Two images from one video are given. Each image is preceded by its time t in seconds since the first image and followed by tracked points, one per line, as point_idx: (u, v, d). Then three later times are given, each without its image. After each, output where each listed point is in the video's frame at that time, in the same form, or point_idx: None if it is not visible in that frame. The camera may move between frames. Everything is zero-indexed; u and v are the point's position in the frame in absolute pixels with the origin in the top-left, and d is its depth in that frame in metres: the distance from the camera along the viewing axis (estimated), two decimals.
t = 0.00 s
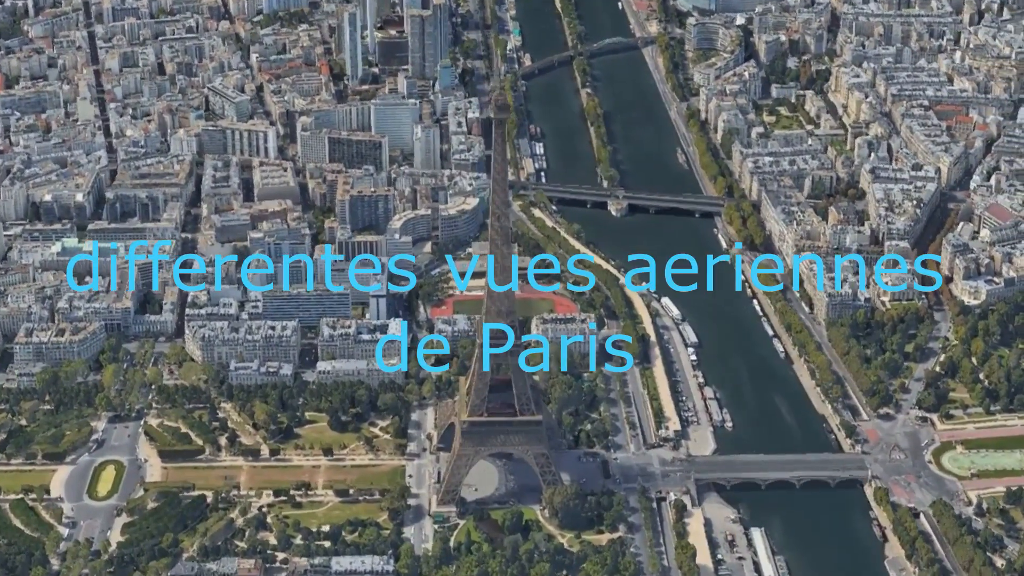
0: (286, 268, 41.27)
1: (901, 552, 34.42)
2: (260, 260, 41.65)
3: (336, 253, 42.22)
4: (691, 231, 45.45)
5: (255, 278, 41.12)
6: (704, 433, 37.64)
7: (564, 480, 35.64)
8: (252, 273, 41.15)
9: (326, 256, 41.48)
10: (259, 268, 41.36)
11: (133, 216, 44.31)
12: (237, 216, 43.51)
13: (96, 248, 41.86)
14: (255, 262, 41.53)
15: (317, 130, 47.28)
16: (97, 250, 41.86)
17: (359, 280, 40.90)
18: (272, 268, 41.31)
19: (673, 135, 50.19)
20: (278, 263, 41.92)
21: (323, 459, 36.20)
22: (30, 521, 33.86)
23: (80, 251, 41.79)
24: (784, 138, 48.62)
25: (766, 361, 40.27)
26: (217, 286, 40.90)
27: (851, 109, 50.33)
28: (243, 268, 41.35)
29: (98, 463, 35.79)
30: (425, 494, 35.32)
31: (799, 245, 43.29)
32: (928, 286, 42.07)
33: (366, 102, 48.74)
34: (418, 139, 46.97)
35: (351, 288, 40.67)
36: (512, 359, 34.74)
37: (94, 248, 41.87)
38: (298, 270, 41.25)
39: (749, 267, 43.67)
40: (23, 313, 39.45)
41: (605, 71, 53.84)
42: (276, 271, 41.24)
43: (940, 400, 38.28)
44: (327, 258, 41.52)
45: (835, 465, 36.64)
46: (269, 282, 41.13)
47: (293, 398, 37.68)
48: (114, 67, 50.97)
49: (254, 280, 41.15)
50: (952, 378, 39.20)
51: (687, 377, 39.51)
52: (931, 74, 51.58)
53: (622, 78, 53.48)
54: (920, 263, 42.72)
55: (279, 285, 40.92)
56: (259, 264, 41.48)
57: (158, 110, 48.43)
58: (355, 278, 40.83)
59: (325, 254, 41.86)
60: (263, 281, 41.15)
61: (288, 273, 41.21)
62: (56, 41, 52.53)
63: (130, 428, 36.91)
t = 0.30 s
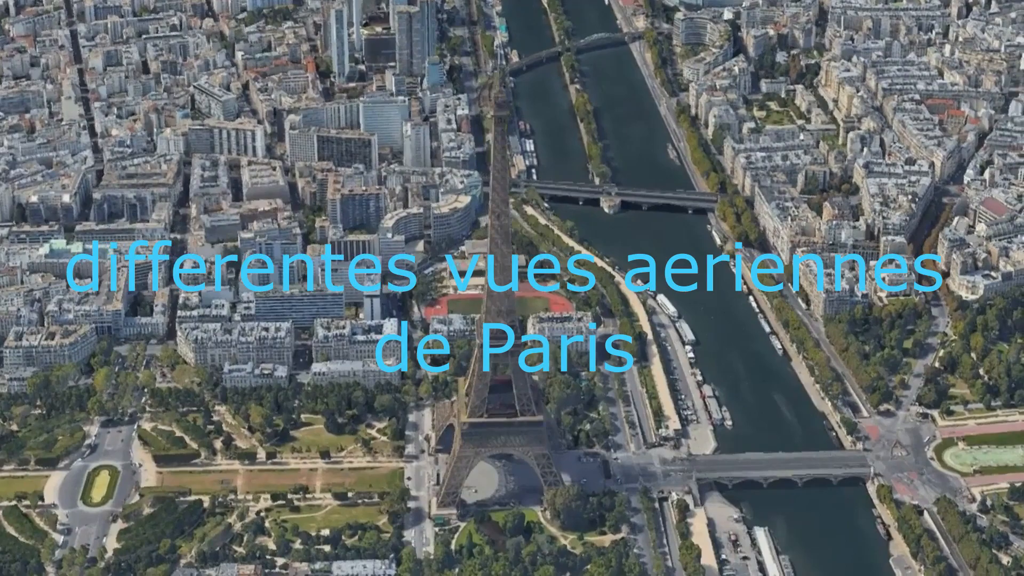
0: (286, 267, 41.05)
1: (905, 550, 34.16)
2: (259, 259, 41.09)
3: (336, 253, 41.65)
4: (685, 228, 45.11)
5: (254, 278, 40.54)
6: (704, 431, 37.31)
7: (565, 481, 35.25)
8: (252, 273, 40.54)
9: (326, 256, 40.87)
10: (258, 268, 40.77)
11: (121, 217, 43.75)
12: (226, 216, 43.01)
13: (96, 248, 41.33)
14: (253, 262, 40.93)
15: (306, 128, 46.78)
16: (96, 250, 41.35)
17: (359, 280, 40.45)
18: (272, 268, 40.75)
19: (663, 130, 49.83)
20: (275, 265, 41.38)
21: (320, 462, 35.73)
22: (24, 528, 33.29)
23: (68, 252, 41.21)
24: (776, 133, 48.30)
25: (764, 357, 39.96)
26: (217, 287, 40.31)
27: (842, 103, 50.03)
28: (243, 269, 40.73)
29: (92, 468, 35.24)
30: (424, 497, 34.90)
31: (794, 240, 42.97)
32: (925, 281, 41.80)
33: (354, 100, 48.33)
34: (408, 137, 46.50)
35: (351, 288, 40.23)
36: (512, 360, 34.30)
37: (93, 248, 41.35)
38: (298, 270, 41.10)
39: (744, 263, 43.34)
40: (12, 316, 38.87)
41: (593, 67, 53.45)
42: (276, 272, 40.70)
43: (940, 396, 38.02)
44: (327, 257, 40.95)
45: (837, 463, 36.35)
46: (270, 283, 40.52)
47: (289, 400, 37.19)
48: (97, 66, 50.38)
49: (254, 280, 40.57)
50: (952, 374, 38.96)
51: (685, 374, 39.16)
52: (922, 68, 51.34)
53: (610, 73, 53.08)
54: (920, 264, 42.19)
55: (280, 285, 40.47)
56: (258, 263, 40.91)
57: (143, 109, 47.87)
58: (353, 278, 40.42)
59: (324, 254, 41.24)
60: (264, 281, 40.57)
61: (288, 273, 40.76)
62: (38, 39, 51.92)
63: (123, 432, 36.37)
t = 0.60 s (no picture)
0: (286, 268, 40.44)
1: (910, 548, 33.91)
2: (259, 260, 40.85)
3: (337, 252, 41.36)
4: (678, 224, 44.77)
5: (254, 278, 40.11)
6: (704, 429, 36.98)
7: (566, 481, 34.86)
8: (251, 273, 40.15)
9: (326, 256, 40.60)
10: (258, 268, 40.54)
11: (108, 218, 43.18)
12: (216, 216, 42.48)
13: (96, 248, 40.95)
14: (254, 262, 40.75)
15: (294, 127, 46.26)
16: (96, 250, 40.96)
17: (359, 279, 39.96)
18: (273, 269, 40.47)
19: (653, 126, 49.46)
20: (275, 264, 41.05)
21: (317, 465, 35.26)
22: (18, 535, 32.73)
23: (56, 255, 40.64)
24: (767, 128, 48.00)
25: (762, 354, 39.64)
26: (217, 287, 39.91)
27: (832, 97, 49.75)
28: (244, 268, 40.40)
29: (86, 474, 34.70)
30: (424, 499, 34.47)
31: (789, 236, 42.67)
32: (921, 276, 41.55)
33: (342, 98, 47.84)
34: (397, 135, 46.03)
35: (351, 288, 39.85)
36: (512, 360, 33.88)
37: (93, 248, 40.97)
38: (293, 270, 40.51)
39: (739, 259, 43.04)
40: None
41: (581, 62, 53.05)
42: (276, 272, 40.32)
43: (940, 392, 37.77)
44: (327, 257, 40.64)
45: (838, 460, 36.07)
46: (270, 283, 40.12)
47: (284, 402, 36.70)
48: (80, 65, 49.79)
49: (253, 280, 40.11)
50: (951, 369, 38.72)
51: (683, 372, 38.81)
52: (912, 61, 51.11)
53: (598, 69, 52.70)
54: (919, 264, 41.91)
55: (279, 285, 40.02)
56: (259, 264, 40.73)
57: (128, 109, 47.30)
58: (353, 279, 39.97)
59: (325, 254, 40.89)
60: (263, 281, 40.14)
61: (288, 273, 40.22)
62: (19, 39, 51.31)
63: (117, 436, 35.84)
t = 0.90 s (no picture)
0: (286, 270, 39.85)
1: (917, 545, 33.57)
2: (259, 260, 40.14)
3: (336, 252, 40.84)
4: (668, 220, 44.32)
5: (254, 277, 39.64)
6: (703, 428, 36.55)
7: (567, 482, 34.36)
8: (251, 272, 39.66)
9: (326, 256, 39.97)
10: (258, 268, 39.89)
11: (90, 219, 42.42)
12: (201, 217, 41.76)
13: (95, 248, 40.28)
14: (253, 262, 40.05)
15: (277, 125, 45.58)
16: (96, 250, 40.29)
17: (359, 279, 39.73)
18: (272, 268, 39.93)
19: (639, 120, 48.99)
20: (275, 263, 40.41)
21: (314, 469, 34.63)
22: (10, 546, 31.98)
23: (39, 258, 39.86)
24: (755, 121, 47.60)
25: (758, 350, 39.22)
26: (217, 285, 39.44)
27: (819, 90, 49.39)
28: (242, 267, 39.80)
29: (77, 482, 33.96)
30: (424, 503, 33.90)
31: (782, 230, 42.28)
32: (916, 269, 41.22)
33: (325, 95, 47.19)
34: (382, 132, 45.43)
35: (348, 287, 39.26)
36: (512, 360, 33.33)
37: (93, 248, 40.30)
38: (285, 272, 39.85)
39: (731, 254, 42.63)
40: None
41: (563, 57, 52.54)
42: (276, 272, 39.85)
43: (940, 386, 37.45)
44: (327, 257, 39.98)
45: (840, 457, 35.69)
46: (270, 283, 39.65)
47: (278, 406, 36.05)
48: (57, 64, 48.99)
49: (254, 280, 39.66)
50: (950, 363, 38.40)
51: (680, 370, 38.36)
52: (897, 53, 50.80)
53: (581, 63, 52.19)
54: (919, 264, 41.27)
55: (279, 285, 39.56)
56: (258, 263, 40.02)
57: (108, 108, 46.53)
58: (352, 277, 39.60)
59: (324, 254, 40.35)
60: (264, 281, 39.68)
61: (288, 274, 39.73)
62: None
63: (107, 443, 35.13)
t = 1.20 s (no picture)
0: (286, 270, 39.15)
1: (921, 542, 33.35)
2: (259, 260, 39.74)
3: (335, 252, 40.41)
4: (661, 216, 43.99)
5: (254, 278, 39.23)
6: (703, 426, 36.23)
7: (568, 483, 33.99)
8: (251, 272, 39.24)
9: (326, 256, 39.55)
10: (258, 268, 39.46)
11: (76, 220, 41.83)
12: (190, 217, 41.20)
13: (95, 249, 39.94)
14: (253, 262, 39.62)
15: (264, 124, 45.05)
16: (96, 250, 39.94)
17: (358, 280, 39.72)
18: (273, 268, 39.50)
19: (628, 116, 48.64)
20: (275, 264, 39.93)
21: (311, 472, 34.16)
22: (4, 555, 31.39)
23: (26, 260, 39.26)
24: (745, 116, 47.30)
25: (755, 347, 38.92)
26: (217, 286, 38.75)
27: (808, 84, 49.11)
28: (242, 267, 39.34)
29: (71, 488, 33.40)
30: (424, 505, 33.47)
31: (776, 226, 42.00)
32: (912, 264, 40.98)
33: (312, 93, 46.69)
34: (371, 129, 44.98)
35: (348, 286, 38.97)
36: (512, 360, 32.92)
37: (93, 249, 39.96)
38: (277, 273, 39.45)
39: (725, 251, 42.34)
40: None
41: (550, 52, 52.14)
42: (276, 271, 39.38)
43: (940, 381, 37.22)
44: (327, 258, 39.57)
45: (841, 454, 35.42)
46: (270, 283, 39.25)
47: (272, 408, 35.56)
48: (38, 64, 48.40)
49: (253, 280, 39.24)
50: (949, 358, 38.19)
51: (677, 368, 38.03)
52: (886, 46, 50.58)
53: (568, 59, 51.80)
54: (918, 265, 40.80)
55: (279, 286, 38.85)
56: (258, 263, 39.60)
57: (91, 108, 45.93)
58: (353, 277, 39.73)
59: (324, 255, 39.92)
60: (263, 281, 39.26)
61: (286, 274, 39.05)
62: None
63: (100, 448, 34.58)
